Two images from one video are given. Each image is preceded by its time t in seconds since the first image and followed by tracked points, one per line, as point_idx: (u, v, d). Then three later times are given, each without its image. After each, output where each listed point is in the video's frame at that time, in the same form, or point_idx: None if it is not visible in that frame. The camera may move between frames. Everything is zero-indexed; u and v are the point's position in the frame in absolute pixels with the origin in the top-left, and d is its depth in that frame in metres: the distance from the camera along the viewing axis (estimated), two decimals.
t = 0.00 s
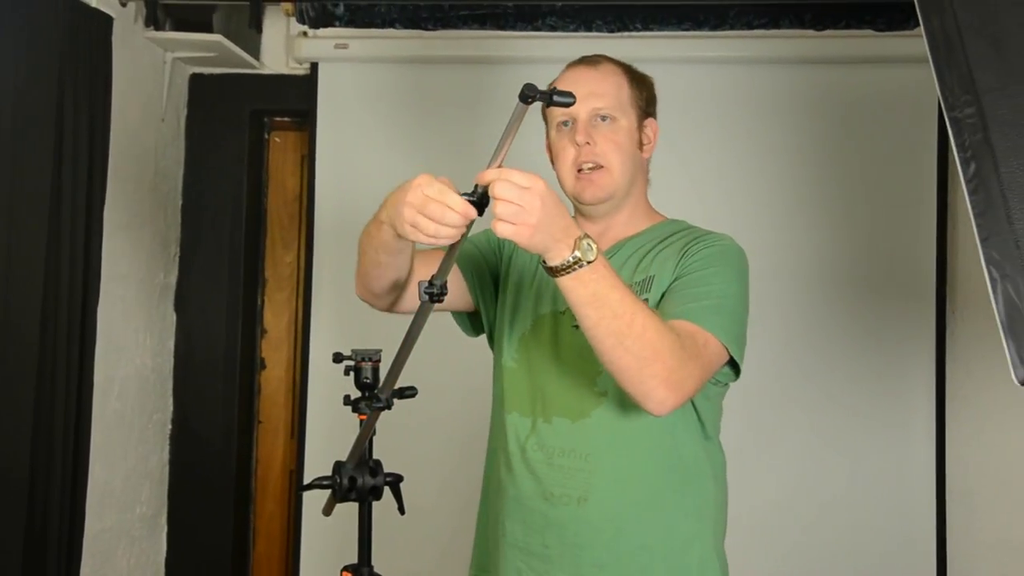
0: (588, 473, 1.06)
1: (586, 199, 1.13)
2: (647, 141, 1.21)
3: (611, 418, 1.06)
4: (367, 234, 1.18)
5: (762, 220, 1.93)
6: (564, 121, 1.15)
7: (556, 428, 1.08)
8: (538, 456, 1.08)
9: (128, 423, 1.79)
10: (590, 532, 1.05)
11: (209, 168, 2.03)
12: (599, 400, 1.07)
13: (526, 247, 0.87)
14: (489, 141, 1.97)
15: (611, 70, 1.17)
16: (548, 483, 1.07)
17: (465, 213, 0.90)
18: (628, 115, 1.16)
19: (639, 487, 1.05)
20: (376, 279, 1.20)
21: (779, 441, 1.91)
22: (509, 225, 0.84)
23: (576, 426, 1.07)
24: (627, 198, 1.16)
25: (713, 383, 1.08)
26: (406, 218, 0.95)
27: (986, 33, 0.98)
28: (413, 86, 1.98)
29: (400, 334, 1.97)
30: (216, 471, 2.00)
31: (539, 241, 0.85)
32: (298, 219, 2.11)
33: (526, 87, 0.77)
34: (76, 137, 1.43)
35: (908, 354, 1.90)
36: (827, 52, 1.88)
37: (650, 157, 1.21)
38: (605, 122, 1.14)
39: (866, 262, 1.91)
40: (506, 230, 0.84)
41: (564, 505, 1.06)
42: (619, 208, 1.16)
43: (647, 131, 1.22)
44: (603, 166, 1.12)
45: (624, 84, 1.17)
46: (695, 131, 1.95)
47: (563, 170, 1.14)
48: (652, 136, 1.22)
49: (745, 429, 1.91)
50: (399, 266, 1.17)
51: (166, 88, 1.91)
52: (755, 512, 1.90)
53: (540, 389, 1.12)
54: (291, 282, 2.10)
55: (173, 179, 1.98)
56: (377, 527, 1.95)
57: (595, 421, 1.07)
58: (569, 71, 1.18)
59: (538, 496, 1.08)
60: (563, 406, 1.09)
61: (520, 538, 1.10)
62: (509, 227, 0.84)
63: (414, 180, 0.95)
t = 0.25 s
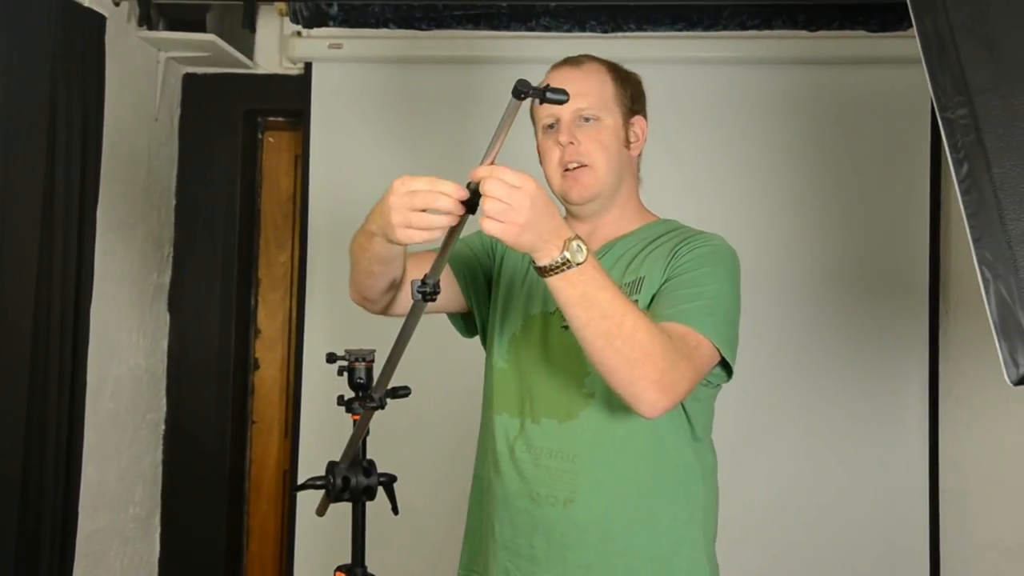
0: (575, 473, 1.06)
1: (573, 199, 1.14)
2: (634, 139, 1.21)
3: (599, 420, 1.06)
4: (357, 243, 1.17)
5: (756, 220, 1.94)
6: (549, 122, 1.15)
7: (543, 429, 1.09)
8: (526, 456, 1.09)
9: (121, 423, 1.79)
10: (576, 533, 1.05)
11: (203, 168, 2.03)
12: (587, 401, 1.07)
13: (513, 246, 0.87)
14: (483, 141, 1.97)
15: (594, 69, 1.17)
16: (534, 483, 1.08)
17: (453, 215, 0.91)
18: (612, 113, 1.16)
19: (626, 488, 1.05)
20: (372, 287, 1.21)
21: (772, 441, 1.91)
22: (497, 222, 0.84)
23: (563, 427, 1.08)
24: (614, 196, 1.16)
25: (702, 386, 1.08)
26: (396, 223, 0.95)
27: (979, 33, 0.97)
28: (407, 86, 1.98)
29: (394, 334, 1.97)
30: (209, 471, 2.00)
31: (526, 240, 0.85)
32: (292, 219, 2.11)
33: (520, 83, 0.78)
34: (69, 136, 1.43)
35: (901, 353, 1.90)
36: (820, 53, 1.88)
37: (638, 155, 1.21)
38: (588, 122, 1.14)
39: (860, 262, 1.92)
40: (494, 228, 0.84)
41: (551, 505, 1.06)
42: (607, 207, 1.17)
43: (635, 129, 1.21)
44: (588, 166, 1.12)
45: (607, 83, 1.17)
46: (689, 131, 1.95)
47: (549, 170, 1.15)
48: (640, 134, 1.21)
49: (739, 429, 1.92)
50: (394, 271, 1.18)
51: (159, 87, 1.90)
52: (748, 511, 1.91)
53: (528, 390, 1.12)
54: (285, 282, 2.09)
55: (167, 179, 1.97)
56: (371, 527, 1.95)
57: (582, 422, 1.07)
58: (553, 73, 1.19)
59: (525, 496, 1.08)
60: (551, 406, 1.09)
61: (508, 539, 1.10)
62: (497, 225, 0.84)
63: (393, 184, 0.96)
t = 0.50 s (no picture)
0: (569, 472, 1.06)
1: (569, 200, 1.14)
2: (631, 140, 1.22)
3: (593, 420, 1.06)
4: (364, 244, 1.17)
5: (754, 220, 1.94)
6: (545, 122, 1.15)
7: (538, 428, 1.09)
8: (521, 455, 1.09)
9: (119, 423, 1.78)
10: (572, 532, 1.05)
11: (201, 169, 2.03)
12: (581, 401, 1.07)
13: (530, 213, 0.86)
14: (481, 142, 1.97)
15: (591, 69, 1.17)
16: (529, 483, 1.08)
17: (458, 220, 0.93)
18: (608, 113, 1.16)
19: (621, 487, 1.05)
20: (376, 289, 1.20)
21: (770, 441, 1.91)
22: (518, 186, 0.83)
23: (558, 426, 1.08)
24: (611, 197, 1.17)
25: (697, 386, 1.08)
26: (401, 219, 0.96)
27: (977, 33, 0.97)
28: (405, 86, 1.98)
29: (392, 334, 1.97)
30: (207, 472, 1.99)
31: (545, 208, 0.84)
32: (290, 220, 2.10)
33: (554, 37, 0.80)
34: (67, 136, 1.42)
35: (899, 353, 1.90)
36: (818, 54, 1.88)
37: (633, 157, 1.22)
38: (585, 122, 1.14)
39: (858, 263, 1.92)
40: (514, 191, 0.83)
41: (545, 504, 1.06)
42: (604, 208, 1.17)
43: (632, 129, 1.22)
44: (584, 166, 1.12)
45: (603, 83, 1.17)
46: (687, 131, 1.95)
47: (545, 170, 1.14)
48: (636, 134, 1.22)
49: (737, 430, 1.92)
50: (398, 274, 1.18)
51: (157, 88, 1.90)
52: (746, 511, 1.91)
53: (523, 389, 1.12)
54: (283, 283, 2.09)
55: (165, 179, 1.97)
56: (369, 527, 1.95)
57: (576, 422, 1.07)
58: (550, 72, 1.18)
59: (519, 495, 1.08)
60: (546, 406, 1.09)
61: (503, 539, 1.10)
62: (520, 188, 0.83)
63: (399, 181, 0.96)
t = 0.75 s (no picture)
0: (566, 467, 1.06)
1: (564, 199, 1.16)
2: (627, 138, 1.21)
3: (588, 414, 1.06)
4: (365, 246, 1.17)
5: (750, 222, 1.94)
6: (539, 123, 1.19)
7: (535, 425, 1.09)
8: (518, 453, 1.09)
9: (115, 426, 1.78)
10: (569, 528, 1.05)
11: (197, 171, 2.02)
12: (576, 395, 1.07)
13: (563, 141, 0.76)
14: (477, 145, 1.97)
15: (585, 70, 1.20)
16: (526, 480, 1.07)
17: (458, 225, 0.93)
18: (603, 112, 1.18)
19: (618, 481, 1.04)
20: (375, 289, 1.20)
21: (766, 443, 1.92)
22: (557, 115, 0.72)
23: (553, 422, 1.07)
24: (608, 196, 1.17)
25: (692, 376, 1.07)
26: (401, 226, 0.96)
27: (973, 37, 0.97)
28: (401, 89, 1.98)
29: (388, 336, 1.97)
30: (202, 474, 1.99)
31: (583, 136, 0.75)
32: (286, 222, 2.10)
33: None
34: (62, 136, 1.42)
35: (894, 356, 1.91)
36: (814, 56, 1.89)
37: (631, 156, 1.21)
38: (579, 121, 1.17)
39: (853, 265, 1.93)
40: (552, 120, 0.72)
41: (543, 501, 1.06)
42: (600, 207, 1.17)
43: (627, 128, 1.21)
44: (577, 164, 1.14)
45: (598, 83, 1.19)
46: (683, 133, 1.95)
47: (541, 171, 1.18)
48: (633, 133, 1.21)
49: (733, 432, 1.92)
50: (398, 278, 1.18)
51: (153, 89, 1.90)
52: (742, 514, 1.91)
53: (521, 388, 1.13)
54: (279, 285, 2.09)
55: (161, 181, 1.97)
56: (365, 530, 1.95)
57: (571, 417, 1.06)
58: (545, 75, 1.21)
59: (517, 493, 1.08)
60: (542, 403, 1.09)
61: (501, 537, 1.09)
62: (558, 122, 0.73)
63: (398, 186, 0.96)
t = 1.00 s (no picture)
0: (566, 465, 1.05)
1: (560, 202, 1.16)
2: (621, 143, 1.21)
3: (586, 411, 1.05)
4: (368, 249, 1.17)
5: (748, 227, 1.94)
6: (535, 129, 1.20)
7: (535, 426, 1.08)
8: (519, 453, 1.09)
9: (113, 432, 1.78)
10: (572, 526, 1.04)
11: (195, 176, 2.02)
12: (574, 392, 1.06)
13: (601, 85, 0.76)
14: (476, 150, 1.98)
15: (580, 75, 1.21)
16: (527, 478, 1.07)
17: (457, 229, 0.93)
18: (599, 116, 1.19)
19: (618, 477, 1.03)
20: (376, 292, 1.21)
21: (765, 448, 1.91)
22: (598, 57, 0.73)
23: (551, 421, 1.07)
24: (606, 199, 1.17)
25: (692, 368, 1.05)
26: (401, 231, 0.96)
27: (968, 42, 0.96)
28: (399, 94, 1.99)
29: (387, 341, 1.97)
30: (200, 480, 1.99)
31: (623, 79, 0.75)
32: (284, 228, 2.10)
33: None
34: (60, 139, 1.42)
35: (892, 360, 1.91)
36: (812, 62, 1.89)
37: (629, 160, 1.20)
38: (576, 125, 1.18)
39: (852, 271, 1.93)
40: (593, 63, 0.73)
41: (544, 499, 1.06)
42: (597, 210, 1.17)
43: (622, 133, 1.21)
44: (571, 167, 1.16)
45: (593, 87, 1.20)
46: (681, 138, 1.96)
47: (538, 176, 1.19)
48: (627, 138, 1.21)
49: (732, 437, 1.92)
50: (399, 282, 1.18)
51: (152, 95, 1.90)
52: (741, 518, 1.91)
53: (523, 390, 1.13)
54: (277, 290, 2.09)
55: (159, 187, 1.97)
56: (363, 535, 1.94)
57: (569, 414, 1.06)
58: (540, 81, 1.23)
59: (518, 491, 1.08)
60: (542, 403, 1.09)
61: (506, 537, 1.09)
62: (599, 62, 0.73)
63: (398, 191, 0.96)
